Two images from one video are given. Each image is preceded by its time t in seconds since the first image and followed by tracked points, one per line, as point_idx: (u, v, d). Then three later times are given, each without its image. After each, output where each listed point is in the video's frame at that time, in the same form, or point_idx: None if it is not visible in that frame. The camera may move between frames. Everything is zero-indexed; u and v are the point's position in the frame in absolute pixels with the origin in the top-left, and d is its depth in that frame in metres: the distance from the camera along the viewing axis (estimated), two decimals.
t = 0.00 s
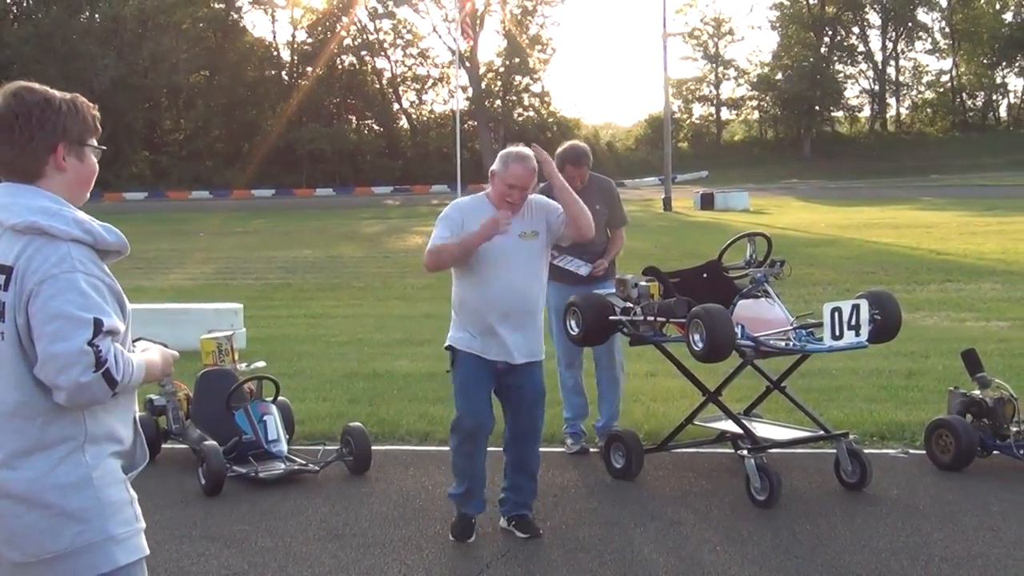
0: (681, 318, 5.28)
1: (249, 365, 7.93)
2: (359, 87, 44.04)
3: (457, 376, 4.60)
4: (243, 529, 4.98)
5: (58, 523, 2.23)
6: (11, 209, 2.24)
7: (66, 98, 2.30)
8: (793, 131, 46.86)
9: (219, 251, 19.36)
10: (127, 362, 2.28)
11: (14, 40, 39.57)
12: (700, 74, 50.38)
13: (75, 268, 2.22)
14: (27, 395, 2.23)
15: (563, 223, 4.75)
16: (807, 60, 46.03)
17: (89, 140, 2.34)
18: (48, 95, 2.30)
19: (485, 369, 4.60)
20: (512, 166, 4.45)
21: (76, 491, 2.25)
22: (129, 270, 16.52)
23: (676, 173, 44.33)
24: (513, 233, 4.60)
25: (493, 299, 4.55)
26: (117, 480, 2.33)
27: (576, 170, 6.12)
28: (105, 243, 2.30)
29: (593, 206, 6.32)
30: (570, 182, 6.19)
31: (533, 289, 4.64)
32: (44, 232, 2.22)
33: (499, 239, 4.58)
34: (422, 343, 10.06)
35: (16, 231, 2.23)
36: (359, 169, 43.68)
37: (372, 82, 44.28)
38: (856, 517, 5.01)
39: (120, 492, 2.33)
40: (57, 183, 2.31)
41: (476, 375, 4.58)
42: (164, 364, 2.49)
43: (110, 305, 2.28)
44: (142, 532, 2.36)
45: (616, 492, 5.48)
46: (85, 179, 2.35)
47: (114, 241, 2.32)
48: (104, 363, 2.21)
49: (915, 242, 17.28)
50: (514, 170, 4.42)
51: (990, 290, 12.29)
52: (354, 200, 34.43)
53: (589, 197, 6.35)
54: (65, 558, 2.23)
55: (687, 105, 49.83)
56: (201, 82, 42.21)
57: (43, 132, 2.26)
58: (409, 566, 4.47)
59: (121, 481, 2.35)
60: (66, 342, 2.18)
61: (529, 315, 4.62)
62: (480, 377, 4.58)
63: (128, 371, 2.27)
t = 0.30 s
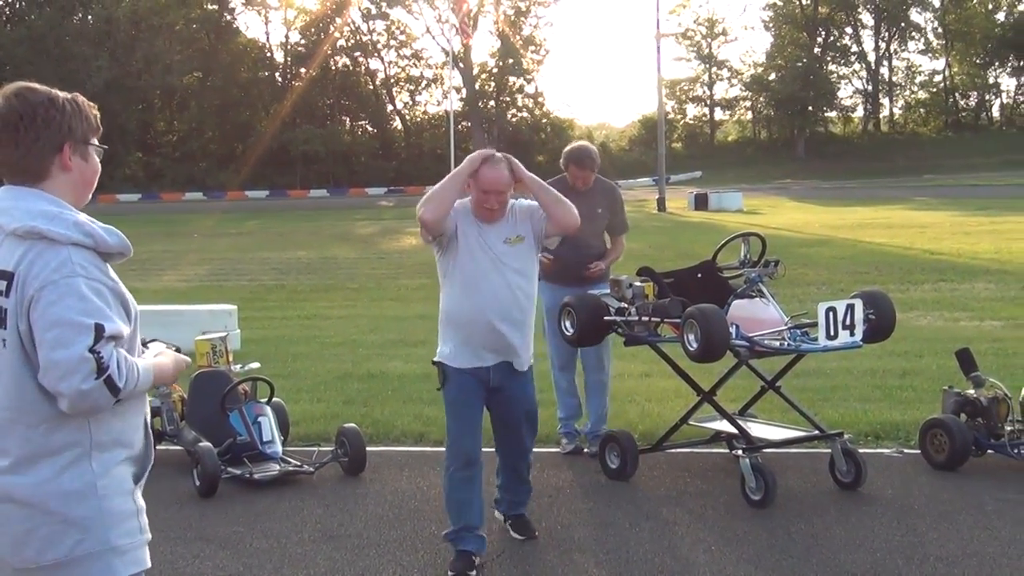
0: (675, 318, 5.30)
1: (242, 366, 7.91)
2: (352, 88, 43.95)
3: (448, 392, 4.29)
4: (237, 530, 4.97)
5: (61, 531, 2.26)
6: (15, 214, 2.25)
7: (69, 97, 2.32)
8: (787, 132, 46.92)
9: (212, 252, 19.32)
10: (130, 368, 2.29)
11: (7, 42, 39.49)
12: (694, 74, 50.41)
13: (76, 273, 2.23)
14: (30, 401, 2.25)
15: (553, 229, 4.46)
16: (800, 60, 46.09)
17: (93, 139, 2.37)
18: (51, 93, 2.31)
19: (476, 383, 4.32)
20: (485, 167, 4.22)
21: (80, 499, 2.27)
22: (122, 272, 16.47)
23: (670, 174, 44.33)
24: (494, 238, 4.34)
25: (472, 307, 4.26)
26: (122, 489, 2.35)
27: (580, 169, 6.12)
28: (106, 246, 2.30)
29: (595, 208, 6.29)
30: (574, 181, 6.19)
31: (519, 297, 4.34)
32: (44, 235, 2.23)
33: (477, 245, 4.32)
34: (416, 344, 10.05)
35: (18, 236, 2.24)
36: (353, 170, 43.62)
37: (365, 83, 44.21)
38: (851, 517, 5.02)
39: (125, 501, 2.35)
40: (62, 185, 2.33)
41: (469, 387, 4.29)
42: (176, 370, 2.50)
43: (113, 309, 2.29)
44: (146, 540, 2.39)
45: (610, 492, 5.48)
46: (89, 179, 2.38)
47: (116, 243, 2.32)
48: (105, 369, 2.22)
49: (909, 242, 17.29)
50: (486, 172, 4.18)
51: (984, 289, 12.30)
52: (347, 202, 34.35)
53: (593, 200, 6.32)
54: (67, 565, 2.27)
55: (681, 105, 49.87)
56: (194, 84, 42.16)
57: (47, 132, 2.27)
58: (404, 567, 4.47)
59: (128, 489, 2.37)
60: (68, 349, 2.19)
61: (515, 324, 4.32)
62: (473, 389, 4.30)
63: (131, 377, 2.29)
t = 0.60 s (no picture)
0: (670, 317, 5.30)
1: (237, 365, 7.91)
2: (348, 87, 43.93)
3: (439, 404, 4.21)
4: (234, 529, 4.96)
5: (73, 541, 2.28)
6: (19, 218, 2.26)
7: (77, 96, 2.35)
8: (782, 131, 47.05)
9: (207, 251, 19.29)
10: (133, 376, 2.30)
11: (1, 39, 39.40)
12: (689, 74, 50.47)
13: (78, 279, 2.24)
14: (38, 412, 2.27)
15: (552, 217, 4.38)
16: (795, 60, 46.19)
17: (100, 139, 2.38)
18: (59, 93, 2.34)
19: (472, 390, 4.18)
20: (486, 165, 4.04)
21: (90, 513, 2.29)
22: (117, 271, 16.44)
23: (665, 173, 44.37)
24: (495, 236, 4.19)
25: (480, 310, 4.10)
26: (134, 501, 2.37)
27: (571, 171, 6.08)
28: (111, 251, 2.32)
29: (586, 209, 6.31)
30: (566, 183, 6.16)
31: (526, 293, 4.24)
32: (45, 239, 2.24)
33: (480, 243, 4.16)
34: (412, 343, 10.04)
35: (21, 240, 2.26)
36: (348, 170, 43.57)
37: (361, 82, 44.22)
38: (847, 516, 5.02)
39: (136, 514, 2.37)
40: (69, 186, 2.35)
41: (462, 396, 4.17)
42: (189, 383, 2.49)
43: (116, 316, 2.30)
44: (158, 552, 2.41)
45: (606, 491, 5.48)
46: (97, 180, 2.39)
47: (120, 246, 2.34)
48: (106, 380, 2.23)
49: (904, 242, 17.29)
50: (489, 169, 4.01)
51: (979, 289, 12.32)
52: (343, 201, 34.34)
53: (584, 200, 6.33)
54: None
55: (676, 105, 49.96)
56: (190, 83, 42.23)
57: (52, 130, 2.28)
58: (402, 566, 4.46)
59: (141, 501, 2.38)
60: (68, 357, 2.20)
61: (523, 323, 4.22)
62: (470, 390, 4.17)
63: (134, 387, 2.29)
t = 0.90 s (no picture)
0: (668, 317, 5.29)
1: (234, 363, 7.90)
2: (345, 85, 43.87)
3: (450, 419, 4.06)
4: (230, 527, 4.95)
5: (76, 550, 2.28)
6: (27, 219, 2.27)
7: (87, 98, 2.35)
8: (779, 132, 47.12)
9: (204, 249, 19.26)
10: (143, 381, 2.30)
11: None
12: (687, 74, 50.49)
13: (90, 281, 2.25)
14: (46, 418, 2.29)
15: (576, 224, 4.18)
16: (793, 60, 46.18)
17: (110, 143, 2.38)
18: (69, 93, 2.35)
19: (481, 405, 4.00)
20: (505, 167, 3.88)
21: (95, 520, 2.30)
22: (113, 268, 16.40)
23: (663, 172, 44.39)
24: (515, 242, 4.00)
25: (496, 321, 3.91)
26: (139, 508, 2.38)
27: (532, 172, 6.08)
28: (121, 253, 2.33)
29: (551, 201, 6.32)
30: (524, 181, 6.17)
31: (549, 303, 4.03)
32: (56, 241, 2.25)
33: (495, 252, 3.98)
34: (409, 341, 10.04)
35: (31, 242, 2.27)
36: (345, 169, 43.47)
37: (358, 81, 44.18)
38: (843, 517, 5.03)
39: (140, 522, 2.37)
40: (77, 189, 2.35)
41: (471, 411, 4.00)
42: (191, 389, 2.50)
43: (126, 320, 2.30)
44: (160, 558, 2.42)
45: (602, 491, 5.48)
46: (107, 182, 2.39)
47: (131, 249, 2.35)
48: (118, 385, 2.24)
49: (900, 242, 17.31)
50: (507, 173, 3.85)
51: (975, 290, 12.34)
52: (340, 199, 34.31)
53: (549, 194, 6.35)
54: None
55: (673, 104, 50.01)
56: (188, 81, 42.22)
57: (60, 130, 2.29)
58: (397, 565, 4.46)
59: (146, 508, 2.39)
60: (79, 361, 2.21)
61: (545, 334, 4.01)
62: (475, 405, 3.99)
63: (143, 392, 2.30)
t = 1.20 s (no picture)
0: (664, 318, 5.29)
1: (231, 362, 7.91)
2: (343, 84, 43.83)
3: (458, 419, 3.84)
4: (226, 526, 4.95)
5: (75, 548, 2.28)
6: (32, 219, 2.27)
7: (90, 98, 2.35)
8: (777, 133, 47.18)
9: (202, 248, 19.25)
10: (145, 382, 2.30)
11: None
12: (685, 74, 50.51)
13: (92, 282, 2.25)
14: (47, 416, 2.29)
15: (596, 218, 4.00)
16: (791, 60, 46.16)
17: (113, 144, 2.38)
18: (72, 92, 2.34)
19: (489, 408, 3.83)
20: (511, 156, 3.79)
21: (94, 518, 2.30)
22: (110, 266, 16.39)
23: (660, 172, 44.47)
24: (526, 236, 3.86)
25: (502, 318, 3.78)
26: (139, 506, 2.37)
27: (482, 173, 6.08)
28: (123, 253, 2.33)
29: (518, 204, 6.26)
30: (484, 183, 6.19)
31: (561, 301, 3.87)
32: (58, 243, 2.26)
33: (505, 247, 3.84)
34: (407, 341, 10.04)
35: (34, 244, 2.28)
36: (343, 168, 43.48)
37: (356, 80, 44.19)
38: (839, 517, 5.04)
39: (140, 521, 2.37)
40: (79, 192, 2.36)
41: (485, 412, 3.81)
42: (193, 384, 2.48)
43: (128, 322, 2.30)
44: (161, 556, 2.42)
45: (598, 490, 5.49)
46: (109, 184, 2.39)
47: (134, 250, 2.35)
48: (121, 387, 2.24)
49: (898, 244, 17.33)
50: (514, 159, 3.76)
51: (973, 292, 12.35)
52: (338, 198, 34.32)
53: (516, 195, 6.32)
54: None
55: (671, 105, 50.05)
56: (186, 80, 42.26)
57: (61, 131, 2.29)
58: (391, 564, 4.45)
59: (146, 506, 2.39)
60: (81, 363, 2.21)
61: (555, 333, 3.85)
62: (485, 412, 3.81)
63: (146, 393, 2.30)
